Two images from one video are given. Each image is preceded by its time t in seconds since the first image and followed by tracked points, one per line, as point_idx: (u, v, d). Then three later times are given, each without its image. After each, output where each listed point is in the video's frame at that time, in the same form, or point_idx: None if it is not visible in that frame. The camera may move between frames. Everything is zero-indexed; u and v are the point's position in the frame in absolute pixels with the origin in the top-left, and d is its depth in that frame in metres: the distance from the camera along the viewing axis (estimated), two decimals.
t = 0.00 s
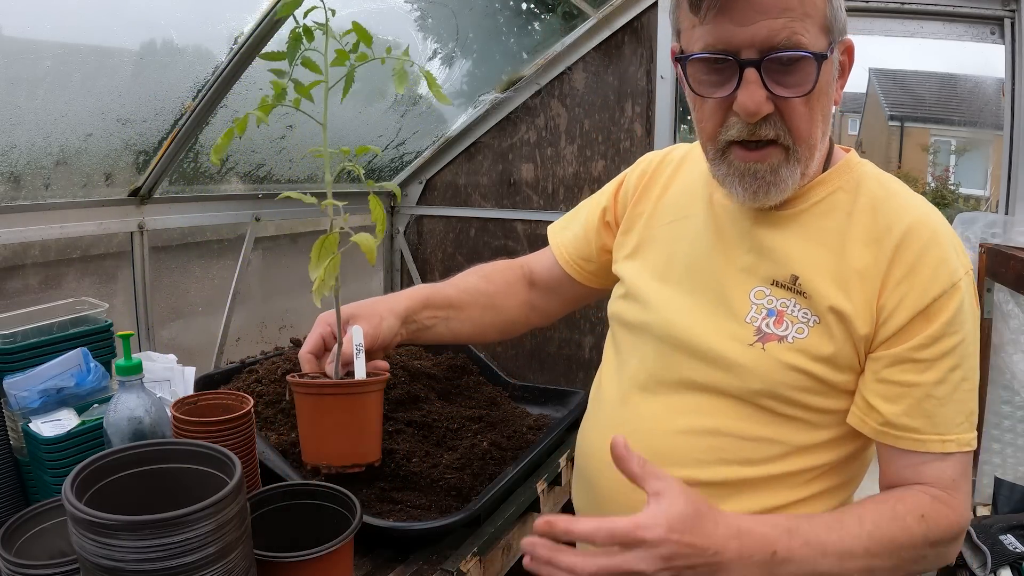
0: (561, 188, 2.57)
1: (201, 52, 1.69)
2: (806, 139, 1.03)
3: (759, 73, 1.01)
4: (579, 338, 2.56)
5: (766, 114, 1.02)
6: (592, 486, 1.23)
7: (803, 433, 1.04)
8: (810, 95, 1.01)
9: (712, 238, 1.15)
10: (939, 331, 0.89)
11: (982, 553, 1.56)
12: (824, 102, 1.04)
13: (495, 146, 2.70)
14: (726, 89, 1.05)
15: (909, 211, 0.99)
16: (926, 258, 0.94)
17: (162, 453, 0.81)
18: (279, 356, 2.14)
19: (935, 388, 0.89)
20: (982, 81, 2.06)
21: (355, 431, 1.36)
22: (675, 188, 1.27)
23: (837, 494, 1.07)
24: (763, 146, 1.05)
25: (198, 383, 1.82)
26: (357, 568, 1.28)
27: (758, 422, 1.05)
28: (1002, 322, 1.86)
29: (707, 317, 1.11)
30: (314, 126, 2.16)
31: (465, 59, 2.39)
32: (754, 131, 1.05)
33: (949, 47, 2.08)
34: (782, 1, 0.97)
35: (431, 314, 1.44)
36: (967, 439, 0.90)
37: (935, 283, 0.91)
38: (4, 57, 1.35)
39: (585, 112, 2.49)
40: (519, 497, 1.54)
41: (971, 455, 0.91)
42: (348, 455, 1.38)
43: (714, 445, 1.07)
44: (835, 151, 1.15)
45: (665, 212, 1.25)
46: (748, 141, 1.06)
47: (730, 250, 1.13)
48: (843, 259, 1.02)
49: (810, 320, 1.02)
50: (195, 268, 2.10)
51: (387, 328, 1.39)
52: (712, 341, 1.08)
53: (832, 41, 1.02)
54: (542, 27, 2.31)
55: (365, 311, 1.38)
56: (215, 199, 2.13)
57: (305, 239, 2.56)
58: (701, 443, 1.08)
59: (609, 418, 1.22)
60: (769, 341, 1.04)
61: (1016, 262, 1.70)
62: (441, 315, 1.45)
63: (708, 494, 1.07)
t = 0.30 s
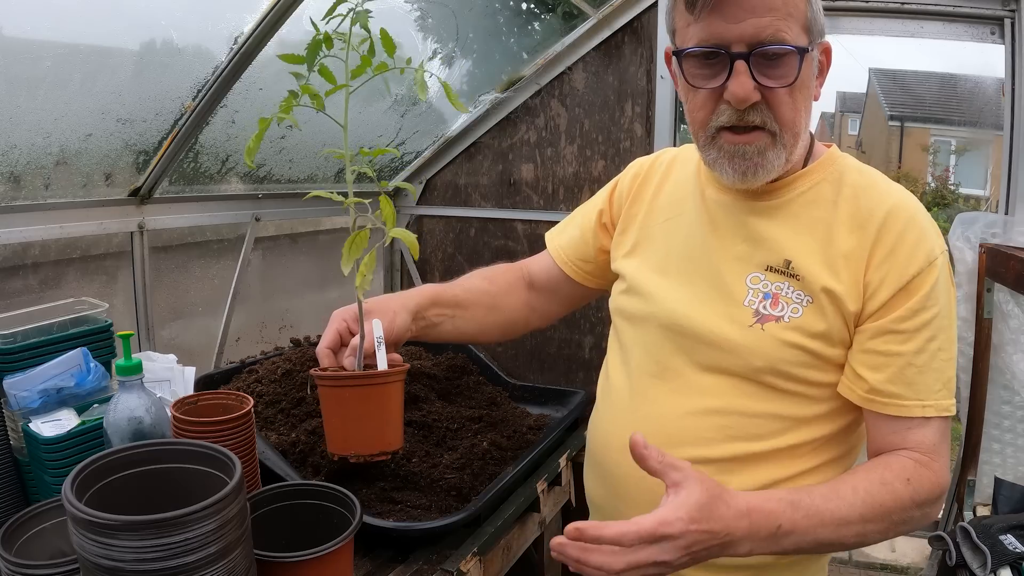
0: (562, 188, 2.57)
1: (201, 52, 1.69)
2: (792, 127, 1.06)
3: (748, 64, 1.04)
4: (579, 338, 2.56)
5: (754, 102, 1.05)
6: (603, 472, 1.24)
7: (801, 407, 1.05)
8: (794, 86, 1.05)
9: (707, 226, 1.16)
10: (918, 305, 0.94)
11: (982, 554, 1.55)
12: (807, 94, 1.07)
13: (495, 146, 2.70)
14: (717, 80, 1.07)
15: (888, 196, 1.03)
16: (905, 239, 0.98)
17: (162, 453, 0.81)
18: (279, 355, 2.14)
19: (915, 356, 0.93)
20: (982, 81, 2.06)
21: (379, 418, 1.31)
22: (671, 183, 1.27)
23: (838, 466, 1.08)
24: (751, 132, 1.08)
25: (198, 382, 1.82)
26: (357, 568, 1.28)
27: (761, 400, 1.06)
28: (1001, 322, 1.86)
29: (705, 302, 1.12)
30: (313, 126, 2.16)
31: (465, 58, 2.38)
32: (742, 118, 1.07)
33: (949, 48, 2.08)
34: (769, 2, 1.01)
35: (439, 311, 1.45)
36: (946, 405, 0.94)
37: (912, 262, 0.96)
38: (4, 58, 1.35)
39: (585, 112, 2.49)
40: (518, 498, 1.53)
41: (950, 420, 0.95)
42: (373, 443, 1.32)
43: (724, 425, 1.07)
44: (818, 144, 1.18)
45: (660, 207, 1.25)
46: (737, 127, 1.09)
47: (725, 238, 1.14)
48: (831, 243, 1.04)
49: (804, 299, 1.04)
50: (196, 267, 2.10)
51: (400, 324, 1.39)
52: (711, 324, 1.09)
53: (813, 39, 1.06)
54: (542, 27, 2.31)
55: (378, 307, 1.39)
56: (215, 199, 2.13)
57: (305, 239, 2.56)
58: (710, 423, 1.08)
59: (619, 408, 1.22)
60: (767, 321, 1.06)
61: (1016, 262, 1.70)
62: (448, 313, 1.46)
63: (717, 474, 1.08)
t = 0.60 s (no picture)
0: (561, 188, 2.57)
1: (201, 52, 1.69)
2: (785, 120, 1.07)
3: (745, 55, 1.04)
4: (579, 338, 2.56)
5: (749, 92, 1.06)
6: (608, 466, 1.23)
7: (804, 398, 1.05)
8: (788, 80, 1.05)
9: (710, 223, 1.16)
10: (918, 298, 0.95)
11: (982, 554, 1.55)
12: (803, 91, 1.07)
13: (495, 146, 2.70)
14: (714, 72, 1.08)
15: (888, 193, 1.03)
16: (903, 236, 0.99)
17: (163, 453, 0.81)
18: (279, 356, 2.14)
19: (916, 346, 0.94)
20: (982, 81, 2.06)
21: (377, 414, 1.31)
22: (673, 184, 1.27)
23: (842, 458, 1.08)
24: (745, 123, 1.08)
25: (198, 382, 1.82)
26: (357, 568, 1.29)
27: (763, 391, 1.06)
28: (1001, 322, 1.86)
29: (710, 297, 1.12)
30: (313, 126, 2.16)
31: (465, 59, 2.38)
32: (737, 109, 1.07)
33: (949, 48, 2.08)
34: None
35: (438, 311, 1.45)
36: (945, 395, 0.95)
37: (911, 257, 0.97)
38: (4, 58, 1.35)
39: (585, 112, 2.49)
40: (519, 498, 1.53)
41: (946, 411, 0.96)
42: (369, 439, 1.32)
43: (732, 416, 1.07)
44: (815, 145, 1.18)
45: (662, 208, 1.25)
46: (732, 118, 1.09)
47: (727, 234, 1.14)
48: (832, 239, 1.05)
49: (808, 292, 1.04)
50: (196, 267, 2.10)
51: (398, 323, 1.39)
52: (715, 316, 1.09)
53: (810, 40, 1.06)
54: (542, 27, 2.31)
55: (376, 305, 1.38)
56: (215, 200, 2.13)
57: (304, 239, 2.56)
58: (719, 415, 1.08)
59: (625, 402, 1.21)
60: (773, 314, 1.06)
61: (1016, 262, 1.70)
62: (447, 313, 1.46)
63: (724, 465, 1.08)
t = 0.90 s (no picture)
0: (561, 188, 2.57)
1: (201, 52, 1.69)
2: (790, 122, 1.07)
3: (752, 55, 1.04)
4: (579, 338, 2.56)
5: (755, 93, 1.06)
6: (603, 464, 1.23)
7: (800, 399, 1.05)
8: (794, 82, 1.05)
9: (711, 223, 1.16)
10: (917, 301, 0.95)
11: (982, 553, 1.55)
12: (808, 93, 1.08)
13: (495, 146, 2.70)
14: (721, 71, 1.08)
15: (890, 197, 1.04)
16: (903, 240, 0.99)
17: (164, 453, 0.81)
18: (279, 355, 2.14)
19: (912, 351, 0.94)
20: (982, 81, 2.06)
21: (373, 409, 1.32)
22: (676, 183, 1.27)
23: (837, 458, 1.08)
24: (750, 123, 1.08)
25: (198, 382, 1.82)
26: (357, 568, 1.29)
27: (758, 391, 1.06)
28: (1002, 322, 1.86)
29: (709, 295, 1.12)
30: (313, 126, 2.16)
31: (465, 58, 2.38)
32: (743, 109, 1.07)
33: (949, 47, 2.08)
34: None
35: (438, 306, 1.46)
36: (939, 401, 0.95)
37: (911, 261, 0.97)
38: (4, 58, 1.35)
39: (585, 112, 2.49)
40: (519, 497, 1.53)
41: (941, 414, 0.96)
42: (368, 434, 1.33)
43: (727, 415, 1.07)
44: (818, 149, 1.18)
45: (665, 207, 1.25)
46: (737, 118, 1.09)
47: (728, 234, 1.13)
48: (833, 240, 1.05)
49: (806, 293, 1.04)
50: (196, 268, 2.11)
51: (398, 317, 1.40)
52: (714, 315, 1.09)
53: (816, 42, 1.06)
54: (542, 27, 2.31)
55: (376, 300, 1.39)
56: (215, 200, 2.13)
57: (304, 239, 2.56)
58: (714, 414, 1.08)
59: (621, 398, 1.21)
60: (771, 313, 1.06)
61: (1016, 262, 1.70)
62: (447, 308, 1.46)
63: (720, 464, 1.08)
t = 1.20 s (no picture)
0: (561, 188, 2.58)
1: (201, 52, 1.69)
2: (764, 113, 1.06)
3: (727, 43, 1.05)
4: (579, 338, 2.56)
5: (727, 81, 1.06)
6: (598, 466, 1.24)
7: (792, 405, 1.05)
8: (769, 74, 1.05)
9: (703, 225, 1.16)
10: (908, 308, 0.94)
11: (982, 554, 1.55)
12: (789, 88, 1.07)
13: (495, 146, 2.70)
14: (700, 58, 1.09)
15: (881, 200, 1.03)
16: (896, 243, 0.99)
17: (164, 452, 0.81)
18: (279, 355, 2.14)
19: (904, 357, 0.94)
20: (982, 81, 2.06)
21: (364, 406, 1.34)
22: (669, 185, 1.27)
23: (828, 464, 1.08)
24: (722, 112, 1.08)
25: (198, 383, 1.82)
26: (358, 568, 1.29)
27: (747, 397, 1.07)
28: (1002, 322, 1.86)
29: (698, 301, 1.12)
30: (313, 126, 2.16)
31: (465, 58, 2.37)
32: (715, 96, 1.08)
33: (949, 48, 2.07)
34: None
35: (432, 308, 1.46)
36: (933, 406, 0.95)
37: (903, 265, 0.97)
38: (4, 57, 1.35)
39: (585, 112, 2.49)
40: (519, 498, 1.53)
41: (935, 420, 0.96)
42: (355, 432, 1.35)
43: (715, 421, 1.07)
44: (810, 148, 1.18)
45: (658, 208, 1.25)
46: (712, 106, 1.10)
47: (720, 237, 1.13)
48: (824, 244, 1.05)
49: (796, 299, 1.04)
50: (196, 268, 2.11)
51: (390, 318, 1.40)
52: (704, 321, 1.09)
53: (802, 36, 1.05)
54: (542, 27, 2.31)
55: (370, 300, 1.40)
56: (215, 200, 2.13)
57: (304, 239, 2.57)
58: (702, 420, 1.08)
59: (612, 402, 1.22)
60: (760, 320, 1.06)
61: (1016, 262, 1.70)
62: (441, 310, 1.47)
63: (711, 470, 1.08)
